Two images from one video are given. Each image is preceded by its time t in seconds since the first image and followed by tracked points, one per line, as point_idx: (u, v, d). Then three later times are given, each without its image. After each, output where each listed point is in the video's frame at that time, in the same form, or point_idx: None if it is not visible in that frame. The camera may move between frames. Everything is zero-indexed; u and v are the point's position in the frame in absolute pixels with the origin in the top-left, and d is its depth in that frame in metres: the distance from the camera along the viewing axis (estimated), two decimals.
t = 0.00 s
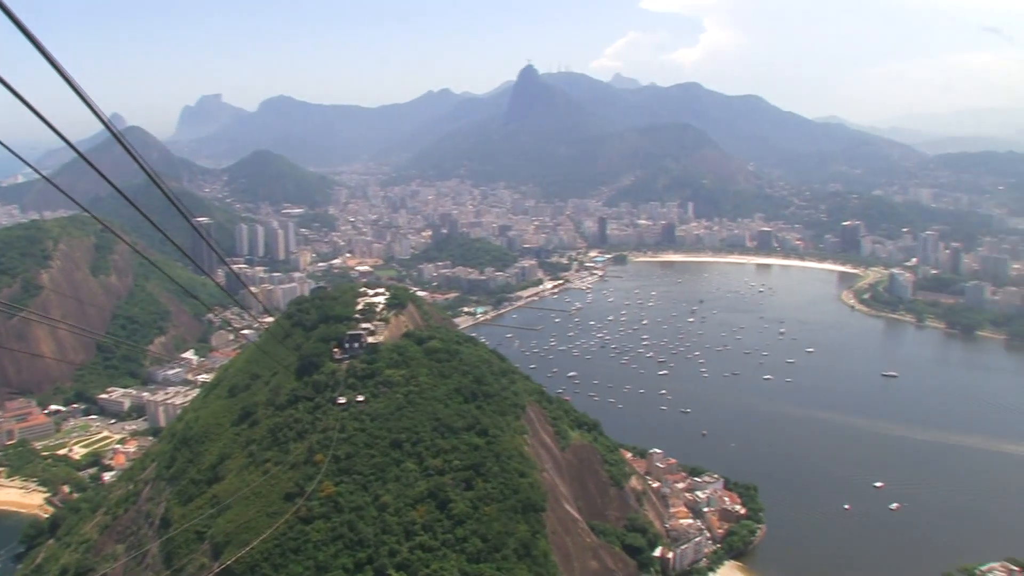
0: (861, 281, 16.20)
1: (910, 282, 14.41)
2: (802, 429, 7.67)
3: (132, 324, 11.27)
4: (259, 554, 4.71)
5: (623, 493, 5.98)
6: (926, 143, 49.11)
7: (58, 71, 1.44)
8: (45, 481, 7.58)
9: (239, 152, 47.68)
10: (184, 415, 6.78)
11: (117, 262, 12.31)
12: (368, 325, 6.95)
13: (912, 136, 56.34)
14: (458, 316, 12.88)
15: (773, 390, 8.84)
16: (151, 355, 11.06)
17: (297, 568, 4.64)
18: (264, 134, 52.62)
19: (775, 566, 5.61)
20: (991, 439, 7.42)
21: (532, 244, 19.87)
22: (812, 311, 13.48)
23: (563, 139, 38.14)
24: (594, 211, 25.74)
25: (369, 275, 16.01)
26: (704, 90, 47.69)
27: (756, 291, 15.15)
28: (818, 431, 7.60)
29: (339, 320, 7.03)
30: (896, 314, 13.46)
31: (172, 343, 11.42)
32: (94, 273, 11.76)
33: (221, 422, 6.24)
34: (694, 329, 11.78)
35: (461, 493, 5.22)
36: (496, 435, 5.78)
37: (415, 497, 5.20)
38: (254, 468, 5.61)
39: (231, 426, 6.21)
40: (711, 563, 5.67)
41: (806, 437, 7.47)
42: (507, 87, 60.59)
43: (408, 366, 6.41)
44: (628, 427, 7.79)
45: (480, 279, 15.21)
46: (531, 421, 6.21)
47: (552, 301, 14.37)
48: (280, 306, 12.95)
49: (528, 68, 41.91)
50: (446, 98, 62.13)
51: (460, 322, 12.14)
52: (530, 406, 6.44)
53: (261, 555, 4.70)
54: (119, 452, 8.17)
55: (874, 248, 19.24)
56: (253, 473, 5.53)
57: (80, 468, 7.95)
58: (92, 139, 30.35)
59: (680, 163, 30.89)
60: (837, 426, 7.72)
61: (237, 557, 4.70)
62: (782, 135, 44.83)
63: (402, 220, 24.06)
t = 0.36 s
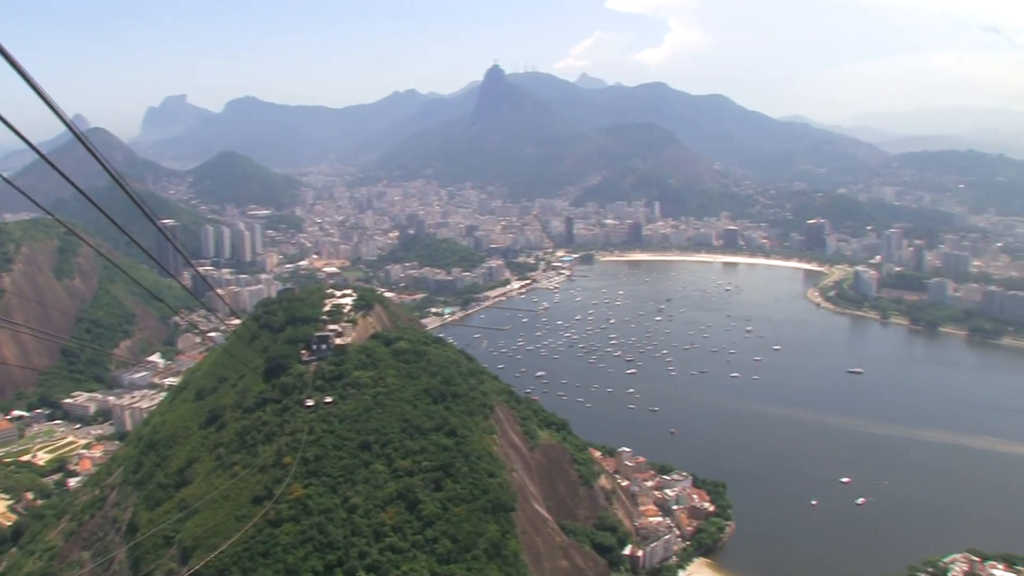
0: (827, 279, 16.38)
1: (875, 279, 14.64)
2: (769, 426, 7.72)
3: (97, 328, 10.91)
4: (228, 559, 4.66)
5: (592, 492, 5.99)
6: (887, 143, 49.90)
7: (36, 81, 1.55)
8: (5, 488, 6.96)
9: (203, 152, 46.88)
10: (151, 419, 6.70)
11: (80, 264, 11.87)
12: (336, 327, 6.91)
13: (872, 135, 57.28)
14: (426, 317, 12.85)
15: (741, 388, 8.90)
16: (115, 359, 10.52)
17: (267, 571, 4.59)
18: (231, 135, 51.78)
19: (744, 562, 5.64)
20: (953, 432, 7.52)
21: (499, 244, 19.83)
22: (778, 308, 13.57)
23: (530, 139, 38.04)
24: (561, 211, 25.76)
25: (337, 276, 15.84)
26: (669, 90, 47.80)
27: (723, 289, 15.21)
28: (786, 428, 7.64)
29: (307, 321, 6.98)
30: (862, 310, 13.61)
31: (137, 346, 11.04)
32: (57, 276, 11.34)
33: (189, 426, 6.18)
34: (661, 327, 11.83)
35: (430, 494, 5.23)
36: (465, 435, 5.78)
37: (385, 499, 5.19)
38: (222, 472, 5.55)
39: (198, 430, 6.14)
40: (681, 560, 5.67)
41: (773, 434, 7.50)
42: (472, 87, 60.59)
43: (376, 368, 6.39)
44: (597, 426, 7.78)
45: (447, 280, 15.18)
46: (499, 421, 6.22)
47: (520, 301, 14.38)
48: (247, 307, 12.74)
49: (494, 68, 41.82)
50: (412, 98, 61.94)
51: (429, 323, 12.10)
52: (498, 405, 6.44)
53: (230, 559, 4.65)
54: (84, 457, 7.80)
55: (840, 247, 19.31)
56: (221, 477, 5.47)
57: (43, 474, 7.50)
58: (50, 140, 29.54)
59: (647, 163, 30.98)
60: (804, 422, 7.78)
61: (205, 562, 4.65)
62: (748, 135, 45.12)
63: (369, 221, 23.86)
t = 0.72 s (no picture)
0: (791, 276, 16.56)
1: (838, 276, 14.68)
2: (735, 423, 7.76)
3: (59, 331, 10.40)
4: (194, 563, 4.59)
5: (560, 491, 6.00)
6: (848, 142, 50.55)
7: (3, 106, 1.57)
8: None
9: (166, 152, 46.11)
10: (115, 424, 6.62)
11: (42, 267, 11.34)
12: (302, 328, 6.88)
13: (833, 134, 58.02)
14: (391, 317, 12.80)
15: (706, 385, 8.97)
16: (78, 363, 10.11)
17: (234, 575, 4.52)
18: (197, 135, 51.07)
19: (712, 559, 5.65)
20: (916, 427, 7.61)
21: (465, 244, 19.80)
22: (743, 306, 13.68)
23: (495, 139, 38.07)
24: (527, 211, 25.81)
25: (302, 277, 15.73)
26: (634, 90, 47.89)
27: (688, 288, 15.30)
28: (752, 425, 7.69)
29: (273, 322, 6.93)
30: (825, 307, 13.76)
31: (101, 351, 10.66)
32: (17, 279, 10.78)
33: (154, 430, 6.12)
34: (627, 326, 11.89)
35: (398, 495, 5.22)
36: (432, 436, 5.79)
37: (352, 501, 5.16)
38: (188, 475, 5.48)
39: (164, 433, 6.09)
40: (649, 558, 5.69)
41: (739, 432, 7.54)
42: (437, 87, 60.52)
43: (343, 369, 6.37)
44: (564, 426, 7.79)
45: (413, 280, 15.15)
46: (466, 421, 6.23)
47: (486, 301, 14.40)
48: (213, 310, 12.59)
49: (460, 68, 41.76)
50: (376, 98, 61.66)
51: (394, 324, 12.08)
52: (465, 406, 6.46)
53: (196, 564, 4.58)
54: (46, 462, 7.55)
55: (804, 244, 19.61)
56: (188, 481, 5.40)
57: (4, 481, 7.22)
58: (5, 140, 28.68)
59: (611, 163, 31.06)
60: (769, 419, 7.84)
61: (172, 566, 4.57)
62: (714, 134, 45.40)
63: (334, 221, 23.68)
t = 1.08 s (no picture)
0: (754, 275, 16.70)
1: (800, 275, 14.78)
2: (701, 421, 7.80)
3: (17, 337, 9.92)
4: (158, 569, 4.55)
5: (526, 490, 6.01)
6: (808, 141, 51.15)
7: None
8: None
9: (126, 151, 45.19)
10: (77, 430, 6.53)
11: None
12: (266, 331, 6.85)
13: (793, 132, 58.65)
14: (355, 318, 12.72)
15: (672, 384, 9.00)
16: (38, 368, 9.53)
17: None
18: (157, 134, 50.12)
19: (680, 557, 5.67)
20: (876, 421, 7.70)
21: (428, 244, 19.76)
22: (708, 304, 13.77)
23: (456, 141, 37.99)
24: (490, 211, 25.81)
25: (265, 280, 15.60)
26: (597, 89, 47.91)
27: (653, 287, 15.37)
28: (716, 423, 7.73)
29: (236, 325, 6.88)
30: (788, 305, 13.88)
31: (62, 355, 10.26)
32: None
33: (117, 435, 6.06)
34: (592, 325, 11.92)
35: (364, 497, 5.20)
36: (398, 438, 5.79)
37: (318, 503, 5.14)
38: (151, 480, 5.42)
39: (127, 438, 6.03)
40: (616, 557, 5.69)
41: (704, 429, 7.58)
42: (399, 87, 60.28)
43: (307, 371, 6.34)
44: (530, 426, 7.78)
45: (377, 281, 15.09)
46: (432, 423, 6.25)
47: (450, 302, 14.41)
48: (177, 314, 12.53)
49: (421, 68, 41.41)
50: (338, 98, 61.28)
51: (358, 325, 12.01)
52: (430, 407, 6.48)
53: (160, 570, 4.53)
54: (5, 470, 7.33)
55: (766, 243, 19.82)
56: (151, 485, 5.34)
57: None
58: None
59: (572, 163, 31.04)
60: (735, 417, 7.88)
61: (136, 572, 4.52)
62: (676, 134, 45.76)
63: (298, 223, 23.51)
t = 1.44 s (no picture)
0: (719, 273, 16.81)
1: (766, 274, 14.93)
2: (668, 420, 7.83)
3: None
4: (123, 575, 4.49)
5: (494, 490, 6.03)
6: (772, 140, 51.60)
7: None
8: None
9: (89, 152, 44.38)
10: (41, 435, 6.46)
11: None
12: (232, 333, 6.83)
13: (757, 131, 59.17)
14: (322, 320, 12.66)
15: (637, 383, 9.04)
16: None
17: None
18: (120, 133, 49.23)
19: (649, 555, 5.68)
20: (842, 418, 7.76)
21: (394, 245, 19.72)
22: (674, 303, 13.87)
23: (423, 141, 37.82)
24: (456, 211, 25.79)
25: (231, 281, 15.47)
26: (563, 89, 47.93)
27: (619, 286, 15.47)
28: (684, 421, 7.76)
29: (202, 328, 6.85)
30: (754, 304, 13.97)
31: (24, 359, 9.85)
32: None
33: (82, 439, 6.01)
34: (559, 325, 11.94)
35: (332, 499, 5.18)
36: (365, 439, 5.78)
37: (286, 505, 5.11)
38: (117, 484, 5.36)
39: (93, 442, 5.98)
40: (585, 555, 5.68)
41: (671, 428, 7.61)
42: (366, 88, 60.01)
43: (274, 373, 6.32)
44: (496, 426, 7.80)
45: (344, 283, 15.02)
46: (399, 424, 6.26)
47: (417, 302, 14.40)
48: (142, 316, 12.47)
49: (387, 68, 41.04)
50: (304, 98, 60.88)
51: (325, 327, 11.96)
52: (399, 409, 6.50)
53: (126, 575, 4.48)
54: None
55: (731, 242, 19.98)
56: (117, 490, 5.28)
57: None
58: None
59: (538, 163, 31.02)
60: (701, 415, 7.92)
61: None
62: (642, 134, 45.99)
63: (264, 225, 23.35)
